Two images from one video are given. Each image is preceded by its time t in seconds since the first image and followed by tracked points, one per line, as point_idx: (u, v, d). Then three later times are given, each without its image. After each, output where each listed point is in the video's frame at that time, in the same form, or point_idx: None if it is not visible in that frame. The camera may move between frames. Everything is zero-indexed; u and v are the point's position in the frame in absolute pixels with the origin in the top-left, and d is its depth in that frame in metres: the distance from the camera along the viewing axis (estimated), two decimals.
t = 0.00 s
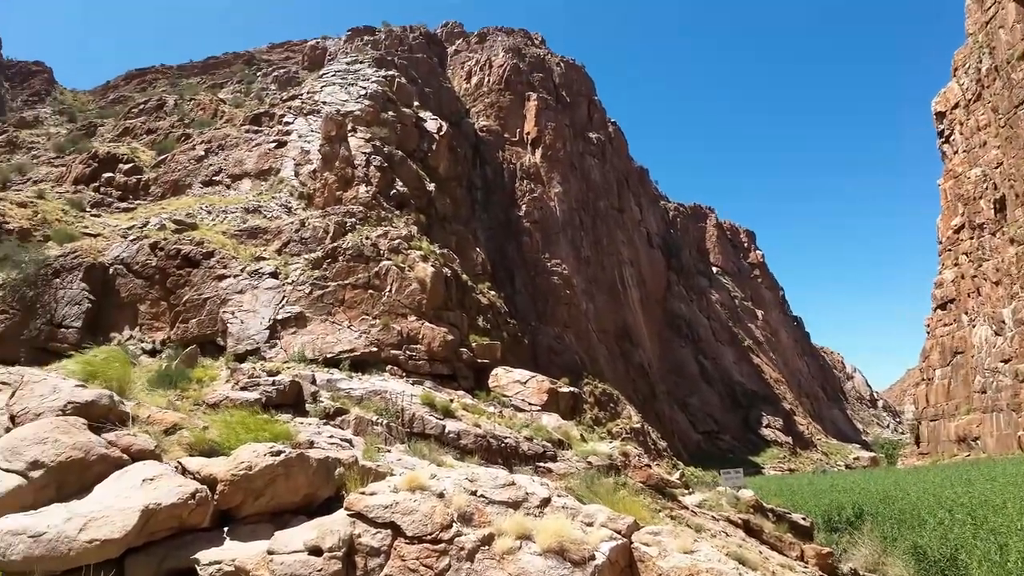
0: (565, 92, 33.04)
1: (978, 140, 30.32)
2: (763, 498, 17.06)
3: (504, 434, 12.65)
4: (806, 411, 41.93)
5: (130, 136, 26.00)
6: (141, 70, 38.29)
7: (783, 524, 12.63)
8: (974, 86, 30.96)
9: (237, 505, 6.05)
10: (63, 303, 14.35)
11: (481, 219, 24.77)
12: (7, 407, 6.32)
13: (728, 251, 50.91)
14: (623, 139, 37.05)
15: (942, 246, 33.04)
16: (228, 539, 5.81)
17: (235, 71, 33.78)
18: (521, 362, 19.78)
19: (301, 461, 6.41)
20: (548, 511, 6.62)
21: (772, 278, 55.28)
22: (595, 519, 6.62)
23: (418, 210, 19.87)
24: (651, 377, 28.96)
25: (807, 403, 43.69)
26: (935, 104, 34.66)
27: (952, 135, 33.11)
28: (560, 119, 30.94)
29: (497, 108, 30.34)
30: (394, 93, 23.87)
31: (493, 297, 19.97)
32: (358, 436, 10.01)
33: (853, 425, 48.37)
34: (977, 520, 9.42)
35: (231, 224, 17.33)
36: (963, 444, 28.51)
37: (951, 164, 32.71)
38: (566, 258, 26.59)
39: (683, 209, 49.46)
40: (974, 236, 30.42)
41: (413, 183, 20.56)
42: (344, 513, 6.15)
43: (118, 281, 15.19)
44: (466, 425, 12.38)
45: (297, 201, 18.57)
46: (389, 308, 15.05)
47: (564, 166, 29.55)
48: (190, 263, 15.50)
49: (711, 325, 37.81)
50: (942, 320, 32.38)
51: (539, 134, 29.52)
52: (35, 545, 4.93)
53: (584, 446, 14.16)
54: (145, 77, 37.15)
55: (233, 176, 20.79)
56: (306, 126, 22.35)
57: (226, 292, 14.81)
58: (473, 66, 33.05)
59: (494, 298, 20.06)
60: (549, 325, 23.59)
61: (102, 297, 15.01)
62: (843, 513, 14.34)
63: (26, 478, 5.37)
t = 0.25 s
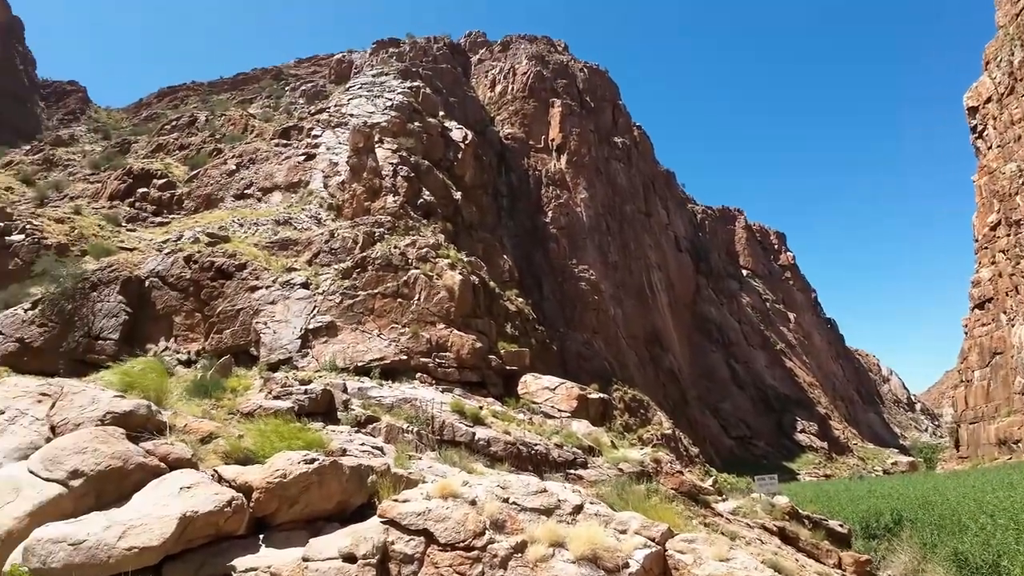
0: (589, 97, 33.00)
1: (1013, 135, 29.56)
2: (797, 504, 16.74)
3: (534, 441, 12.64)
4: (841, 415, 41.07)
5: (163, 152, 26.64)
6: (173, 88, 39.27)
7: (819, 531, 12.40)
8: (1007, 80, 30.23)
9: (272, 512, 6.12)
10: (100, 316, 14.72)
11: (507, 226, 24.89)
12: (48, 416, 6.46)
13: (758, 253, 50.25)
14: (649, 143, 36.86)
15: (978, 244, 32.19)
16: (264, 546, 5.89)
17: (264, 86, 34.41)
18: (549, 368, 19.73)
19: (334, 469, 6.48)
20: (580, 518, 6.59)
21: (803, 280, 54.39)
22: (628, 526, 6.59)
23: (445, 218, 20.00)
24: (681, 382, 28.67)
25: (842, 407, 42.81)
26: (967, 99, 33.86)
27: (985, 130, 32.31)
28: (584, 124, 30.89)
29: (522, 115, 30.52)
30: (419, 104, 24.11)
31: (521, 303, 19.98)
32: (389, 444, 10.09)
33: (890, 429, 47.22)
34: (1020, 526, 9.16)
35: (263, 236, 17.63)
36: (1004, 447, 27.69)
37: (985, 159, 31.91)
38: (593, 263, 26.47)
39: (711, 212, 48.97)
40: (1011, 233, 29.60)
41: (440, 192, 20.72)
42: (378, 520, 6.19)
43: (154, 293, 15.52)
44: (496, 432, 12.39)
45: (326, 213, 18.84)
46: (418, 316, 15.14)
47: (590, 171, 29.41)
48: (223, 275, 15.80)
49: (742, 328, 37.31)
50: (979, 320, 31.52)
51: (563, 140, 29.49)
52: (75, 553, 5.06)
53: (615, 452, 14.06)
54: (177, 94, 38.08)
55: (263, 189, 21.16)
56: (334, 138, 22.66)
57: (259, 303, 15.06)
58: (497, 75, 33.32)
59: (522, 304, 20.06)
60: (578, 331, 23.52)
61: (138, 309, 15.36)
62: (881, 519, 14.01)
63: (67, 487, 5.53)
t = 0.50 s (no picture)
0: (616, 97, 32.81)
1: None
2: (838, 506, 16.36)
3: (568, 444, 12.58)
4: (882, 414, 40.04)
5: (199, 165, 27.28)
6: (207, 102, 40.21)
7: (861, 533, 12.10)
8: None
9: (311, 515, 6.18)
10: (141, 324, 15.06)
11: (537, 229, 25.09)
12: (93, 422, 6.59)
13: (793, 250, 49.36)
14: (678, 142, 36.49)
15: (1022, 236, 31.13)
16: (304, 547, 5.93)
17: (295, 97, 35.01)
18: (582, 370, 19.60)
19: (371, 472, 6.53)
20: (618, 520, 6.52)
21: (840, 276, 53.26)
22: (667, 529, 6.50)
23: (475, 222, 20.05)
24: (717, 383, 28.25)
25: (883, 406, 41.75)
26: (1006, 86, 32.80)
27: None
28: (613, 125, 30.68)
29: (549, 117, 30.67)
30: (447, 109, 24.25)
31: (553, 306, 19.91)
32: (423, 447, 10.14)
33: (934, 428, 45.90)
34: None
35: (297, 244, 17.92)
36: None
37: None
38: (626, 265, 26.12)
39: (743, 209, 48.29)
40: None
41: (469, 196, 20.78)
42: (415, 523, 6.20)
43: (193, 301, 15.85)
44: (530, 435, 12.36)
45: (359, 220, 19.08)
46: (451, 320, 15.18)
47: (619, 171, 29.00)
48: (260, 283, 16.08)
49: (778, 327, 36.62)
50: None
51: (592, 141, 29.27)
52: (120, 555, 5.09)
53: (650, 454, 13.91)
54: (211, 108, 38.97)
55: (297, 198, 21.51)
56: (365, 146, 22.91)
57: (294, 310, 15.29)
58: (523, 78, 33.57)
59: (554, 307, 20.00)
60: (611, 333, 23.35)
61: (177, 317, 15.65)
62: (926, 521, 13.61)
63: (112, 491, 5.62)
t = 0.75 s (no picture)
0: (647, 92, 32.50)
1: None
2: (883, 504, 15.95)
3: (605, 442, 12.51)
4: (928, 410, 38.91)
5: (236, 173, 27.87)
6: (243, 111, 41.05)
7: (907, 532, 11.78)
8: None
9: (353, 514, 6.26)
10: (185, 329, 15.40)
11: (570, 227, 24.94)
12: (141, 425, 6.77)
13: (832, 242, 48.27)
14: (711, 135, 35.98)
15: None
16: (346, 546, 6.00)
17: (328, 104, 35.52)
18: (617, 369, 19.44)
19: (410, 470, 6.58)
20: (659, 519, 6.45)
21: (882, 269, 51.91)
22: (709, 527, 6.40)
23: (508, 222, 20.06)
24: (755, 380, 27.78)
25: (929, 402, 40.56)
26: None
27: None
28: (644, 120, 30.38)
29: (580, 115, 30.52)
30: (477, 111, 24.32)
31: (587, 304, 19.81)
32: (461, 446, 10.18)
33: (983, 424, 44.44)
34: None
35: (333, 248, 18.20)
36: None
37: None
38: (660, 262, 25.87)
39: (779, 202, 47.39)
40: None
41: (501, 196, 20.82)
42: (455, 521, 6.23)
43: (234, 306, 16.15)
44: (567, 434, 12.32)
45: (393, 223, 19.30)
46: (486, 320, 15.19)
47: (651, 167, 28.80)
48: (298, 287, 16.34)
49: (818, 322, 35.84)
50: None
51: (623, 137, 29.04)
52: (167, 554, 5.22)
53: (689, 453, 13.74)
54: (247, 117, 39.78)
55: (332, 203, 21.81)
56: (397, 150, 23.11)
57: (332, 313, 15.50)
58: (553, 76, 33.54)
59: (588, 305, 19.90)
60: (646, 331, 23.14)
61: (218, 322, 15.98)
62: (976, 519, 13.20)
63: (159, 491, 5.76)
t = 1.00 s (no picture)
0: (679, 83, 32.10)
1: None
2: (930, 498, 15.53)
3: (643, 438, 12.42)
4: (976, 402, 37.71)
5: (273, 177, 28.40)
6: (277, 115, 41.81)
7: (955, 527, 11.47)
8: None
9: (395, 509, 6.33)
10: (227, 331, 15.74)
11: (604, 222, 24.80)
12: (187, 424, 6.94)
13: (873, 230, 47.05)
14: (746, 124, 35.37)
15: None
16: (388, 541, 6.07)
17: (360, 106, 35.95)
18: (654, 364, 19.26)
19: (450, 466, 6.62)
20: (701, 514, 6.37)
21: (926, 257, 50.44)
22: (752, 522, 6.30)
23: (541, 218, 20.03)
24: (796, 373, 27.26)
25: (977, 394, 39.31)
26: None
27: None
28: (676, 111, 29.99)
29: (611, 108, 30.31)
30: (508, 108, 24.35)
31: (622, 299, 19.68)
32: (499, 442, 10.22)
33: None
34: None
35: (369, 248, 18.43)
36: None
37: None
38: (696, 254, 25.56)
39: (818, 191, 46.36)
40: None
41: (534, 192, 20.80)
42: (495, 516, 6.25)
43: (274, 307, 16.43)
44: (604, 430, 12.26)
45: (427, 222, 19.45)
46: (521, 316, 15.18)
47: (685, 159, 28.44)
48: (336, 287, 16.57)
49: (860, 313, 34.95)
50: None
51: (656, 129, 28.77)
52: (215, 549, 5.35)
53: (729, 448, 13.57)
54: (282, 121, 40.51)
55: (367, 204, 22.07)
56: (430, 149, 23.26)
57: (369, 312, 15.68)
58: (583, 70, 33.38)
59: (624, 300, 19.76)
60: (683, 325, 22.89)
61: (260, 323, 16.28)
62: None
63: (206, 488, 5.91)
